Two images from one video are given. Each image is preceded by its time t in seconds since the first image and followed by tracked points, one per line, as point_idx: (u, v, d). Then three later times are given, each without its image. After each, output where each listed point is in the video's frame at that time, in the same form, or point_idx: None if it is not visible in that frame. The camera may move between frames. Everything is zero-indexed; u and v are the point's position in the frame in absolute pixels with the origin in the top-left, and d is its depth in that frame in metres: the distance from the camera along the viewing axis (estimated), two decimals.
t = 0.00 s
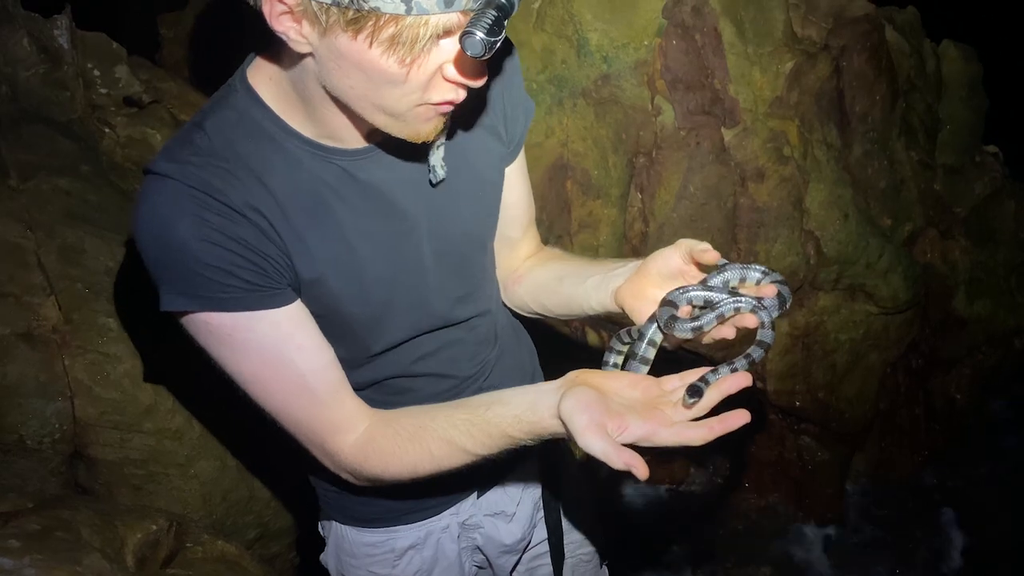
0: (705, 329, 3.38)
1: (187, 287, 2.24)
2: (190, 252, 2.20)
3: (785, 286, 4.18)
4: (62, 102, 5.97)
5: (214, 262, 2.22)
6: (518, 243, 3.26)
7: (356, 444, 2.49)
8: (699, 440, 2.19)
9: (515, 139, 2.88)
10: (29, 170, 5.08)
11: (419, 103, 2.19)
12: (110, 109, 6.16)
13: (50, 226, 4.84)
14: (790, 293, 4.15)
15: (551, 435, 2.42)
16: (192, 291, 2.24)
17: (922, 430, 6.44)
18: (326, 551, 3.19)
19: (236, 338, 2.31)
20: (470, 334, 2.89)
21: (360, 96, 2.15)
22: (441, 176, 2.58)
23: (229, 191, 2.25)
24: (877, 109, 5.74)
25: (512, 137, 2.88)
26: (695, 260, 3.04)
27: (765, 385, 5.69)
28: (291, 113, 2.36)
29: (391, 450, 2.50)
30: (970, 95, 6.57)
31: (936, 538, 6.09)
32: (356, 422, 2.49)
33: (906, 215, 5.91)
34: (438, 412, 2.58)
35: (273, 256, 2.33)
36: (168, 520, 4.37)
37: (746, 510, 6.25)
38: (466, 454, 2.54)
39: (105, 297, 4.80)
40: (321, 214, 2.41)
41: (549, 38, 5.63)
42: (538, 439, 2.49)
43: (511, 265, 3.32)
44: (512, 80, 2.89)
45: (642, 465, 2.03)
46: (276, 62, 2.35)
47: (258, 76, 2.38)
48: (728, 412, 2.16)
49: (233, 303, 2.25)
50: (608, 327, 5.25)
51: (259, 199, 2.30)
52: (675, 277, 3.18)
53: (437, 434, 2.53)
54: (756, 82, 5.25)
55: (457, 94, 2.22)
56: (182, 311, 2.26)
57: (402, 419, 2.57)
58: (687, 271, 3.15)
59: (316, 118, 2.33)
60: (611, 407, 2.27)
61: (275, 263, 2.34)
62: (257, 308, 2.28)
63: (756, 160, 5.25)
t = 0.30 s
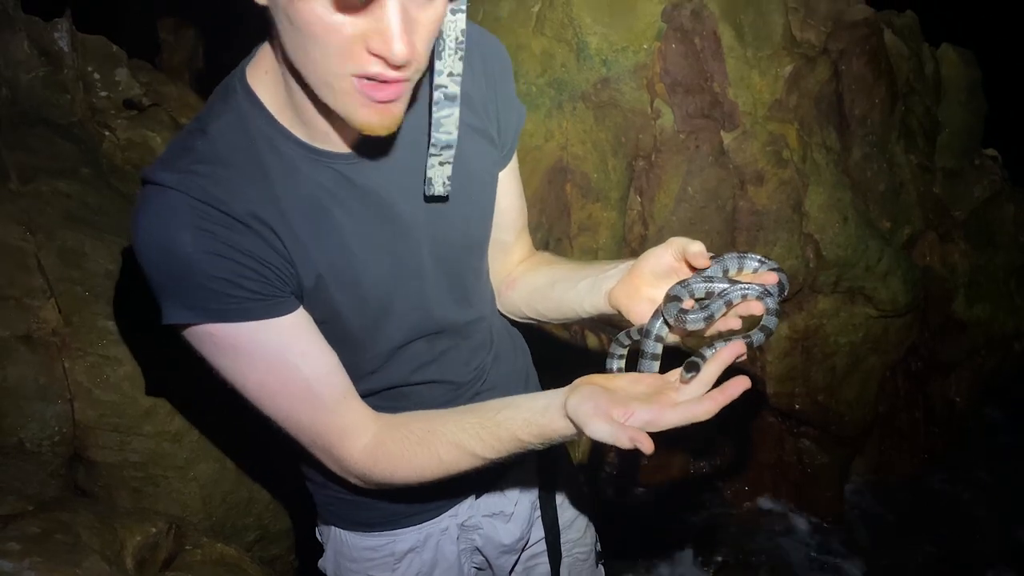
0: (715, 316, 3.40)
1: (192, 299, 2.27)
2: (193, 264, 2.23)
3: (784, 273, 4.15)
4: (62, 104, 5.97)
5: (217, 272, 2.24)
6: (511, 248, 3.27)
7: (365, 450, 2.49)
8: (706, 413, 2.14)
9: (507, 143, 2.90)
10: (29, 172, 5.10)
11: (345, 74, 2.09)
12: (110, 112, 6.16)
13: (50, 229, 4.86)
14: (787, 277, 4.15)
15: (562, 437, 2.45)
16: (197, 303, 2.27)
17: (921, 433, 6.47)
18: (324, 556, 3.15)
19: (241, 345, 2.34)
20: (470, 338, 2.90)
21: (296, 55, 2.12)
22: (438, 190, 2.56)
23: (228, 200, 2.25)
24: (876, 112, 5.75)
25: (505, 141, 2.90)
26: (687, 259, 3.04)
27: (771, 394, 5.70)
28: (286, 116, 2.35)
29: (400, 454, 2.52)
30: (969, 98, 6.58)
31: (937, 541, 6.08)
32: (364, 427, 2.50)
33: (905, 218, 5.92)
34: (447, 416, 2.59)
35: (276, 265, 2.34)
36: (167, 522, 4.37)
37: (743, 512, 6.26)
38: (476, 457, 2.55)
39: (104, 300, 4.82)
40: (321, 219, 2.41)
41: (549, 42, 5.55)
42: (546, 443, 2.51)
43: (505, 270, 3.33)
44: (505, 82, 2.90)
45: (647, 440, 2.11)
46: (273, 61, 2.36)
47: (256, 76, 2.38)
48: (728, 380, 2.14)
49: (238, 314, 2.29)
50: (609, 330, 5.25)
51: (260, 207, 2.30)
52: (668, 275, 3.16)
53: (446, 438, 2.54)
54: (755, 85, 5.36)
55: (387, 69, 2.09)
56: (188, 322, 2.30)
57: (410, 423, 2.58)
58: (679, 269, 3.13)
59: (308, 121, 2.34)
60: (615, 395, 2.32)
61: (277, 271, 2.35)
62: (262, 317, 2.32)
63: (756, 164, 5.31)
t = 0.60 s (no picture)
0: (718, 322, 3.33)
1: (192, 301, 2.30)
2: (192, 266, 2.26)
3: (789, 279, 4.13)
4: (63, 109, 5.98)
5: (216, 274, 2.27)
6: (517, 256, 3.30)
7: (367, 452, 2.50)
8: (701, 422, 2.13)
9: (509, 149, 2.91)
10: (30, 177, 5.11)
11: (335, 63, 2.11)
12: (111, 117, 6.17)
13: (51, 233, 4.86)
14: (792, 280, 4.13)
15: (559, 450, 2.43)
16: (196, 305, 2.30)
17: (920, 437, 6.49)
18: (326, 559, 3.15)
19: (244, 345, 2.36)
20: (473, 342, 2.90)
21: (287, 47, 2.14)
22: (448, 212, 2.45)
23: (227, 202, 2.28)
24: (876, 116, 5.75)
25: (507, 145, 2.91)
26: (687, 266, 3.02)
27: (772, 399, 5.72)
28: (285, 117, 2.37)
29: (401, 459, 2.51)
30: (968, 101, 6.55)
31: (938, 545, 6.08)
32: (366, 430, 2.50)
33: (905, 222, 5.93)
34: (448, 422, 2.59)
35: (274, 266, 2.36)
36: (169, 527, 4.37)
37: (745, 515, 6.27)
38: (474, 466, 2.55)
39: (106, 303, 4.82)
40: (321, 222, 2.42)
41: (549, 47, 5.57)
42: (543, 454, 2.49)
43: (511, 279, 3.36)
44: (506, 86, 2.91)
45: (636, 449, 2.08)
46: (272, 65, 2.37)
47: (256, 79, 2.41)
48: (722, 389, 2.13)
49: (237, 316, 2.32)
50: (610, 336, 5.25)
51: (259, 208, 2.32)
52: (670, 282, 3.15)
53: (446, 444, 2.54)
54: (755, 89, 5.38)
55: (378, 56, 2.10)
56: (188, 324, 2.33)
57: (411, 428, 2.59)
58: (681, 275, 3.12)
59: (305, 121, 2.35)
60: (614, 406, 2.30)
61: (276, 273, 2.37)
62: (260, 319, 2.33)
63: (755, 168, 5.32)
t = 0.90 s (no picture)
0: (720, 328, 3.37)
1: (188, 306, 2.31)
2: (189, 270, 2.27)
3: (792, 284, 4.11)
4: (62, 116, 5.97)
5: (212, 278, 2.28)
6: (518, 259, 3.31)
7: (364, 455, 2.48)
8: (692, 417, 2.11)
9: (509, 152, 2.92)
10: (30, 184, 5.12)
11: (401, 98, 2.22)
12: (111, 126, 6.11)
13: (51, 239, 4.85)
14: (792, 284, 4.10)
15: (551, 447, 2.38)
16: (193, 309, 2.31)
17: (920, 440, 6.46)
18: (326, 567, 3.14)
19: (241, 350, 2.36)
20: (471, 346, 2.89)
21: (345, 91, 2.20)
22: (456, 160, 2.68)
23: (224, 206, 2.29)
24: (874, 121, 5.76)
25: (506, 147, 2.92)
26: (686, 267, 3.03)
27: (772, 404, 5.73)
28: (284, 123, 2.39)
29: (397, 462, 2.49)
30: (966, 106, 6.56)
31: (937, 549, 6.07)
32: (364, 432, 2.49)
33: (903, 226, 5.93)
34: (443, 422, 2.56)
35: (270, 270, 2.37)
36: (168, 534, 4.35)
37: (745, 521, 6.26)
38: (469, 466, 2.50)
39: (105, 308, 4.80)
40: (318, 226, 2.43)
41: (546, 53, 5.51)
42: (539, 452, 2.45)
43: (512, 284, 3.36)
44: (505, 91, 2.92)
45: (626, 443, 2.05)
46: (273, 71, 2.38)
47: (253, 88, 2.42)
48: (716, 383, 2.10)
49: (233, 320, 2.31)
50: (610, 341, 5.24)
51: (254, 212, 2.34)
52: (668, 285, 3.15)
53: (439, 445, 2.50)
54: (753, 95, 5.44)
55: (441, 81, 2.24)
56: (184, 329, 2.33)
57: (406, 430, 2.55)
58: (679, 277, 3.12)
59: (311, 121, 2.36)
60: (606, 400, 2.27)
61: (273, 277, 2.38)
62: (257, 322, 2.33)
63: (753, 173, 5.34)
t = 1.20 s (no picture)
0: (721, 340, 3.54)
1: (194, 311, 2.29)
2: (196, 276, 2.25)
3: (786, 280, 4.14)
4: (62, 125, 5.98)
5: (220, 284, 2.27)
6: (517, 265, 3.30)
7: (360, 465, 2.48)
8: (687, 427, 2.10)
9: (508, 158, 2.92)
10: (30, 194, 5.13)
11: (395, 110, 2.22)
12: (111, 134, 6.15)
13: (50, 250, 4.86)
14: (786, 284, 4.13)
15: (546, 455, 2.39)
16: (199, 315, 2.29)
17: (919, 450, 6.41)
18: None
19: (244, 358, 2.36)
20: (472, 355, 2.89)
21: (341, 102, 2.22)
22: (468, 193, 2.66)
23: (232, 211, 2.29)
24: (871, 129, 5.78)
25: (507, 154, 2.93)
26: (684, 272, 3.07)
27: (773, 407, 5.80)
28: (289, 130, 2.40)
29: (392, 469, 2.49)
30: (964, 113, 6.57)
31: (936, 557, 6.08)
32: (362, 441, 2.49)
33: (901, 234, 5.95)
34: (439, 429, 2.55)
35: (276, 276, 2.36)
36: (169, 544, 4.57)
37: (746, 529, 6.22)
38: (463, 473, 2.50)
39: (104, 321, 4.81)
40: (323, 232, 2.44)
41: (545, 61, 5.50)
42: (534, 460, 2.46)
43: (510, 290, 3.37)
44: (505, 96, 2.93)
45: (623, 456, 2.07)
46: (276, 79, 2.39)
47: (257, 95, 2.43)
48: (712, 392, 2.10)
49: (239, 327, 2.30)
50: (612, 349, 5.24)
51: (262, 218, 2.33)
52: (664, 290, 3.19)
53: (436, 453, 2.49)
54: (751, 103, 5.44)
55: (435, 96, 2.24)
56: (189, 336, 2.31)
57: (404, 437, 2.54)
58: (676, 282, 3.16)
59: (318, 128, 2.38)
60: (602, 410, 2.27)
61: (279, 283, 2.37)
62: (263, 329, 2.33)
63: (751, 181, 5.38)
